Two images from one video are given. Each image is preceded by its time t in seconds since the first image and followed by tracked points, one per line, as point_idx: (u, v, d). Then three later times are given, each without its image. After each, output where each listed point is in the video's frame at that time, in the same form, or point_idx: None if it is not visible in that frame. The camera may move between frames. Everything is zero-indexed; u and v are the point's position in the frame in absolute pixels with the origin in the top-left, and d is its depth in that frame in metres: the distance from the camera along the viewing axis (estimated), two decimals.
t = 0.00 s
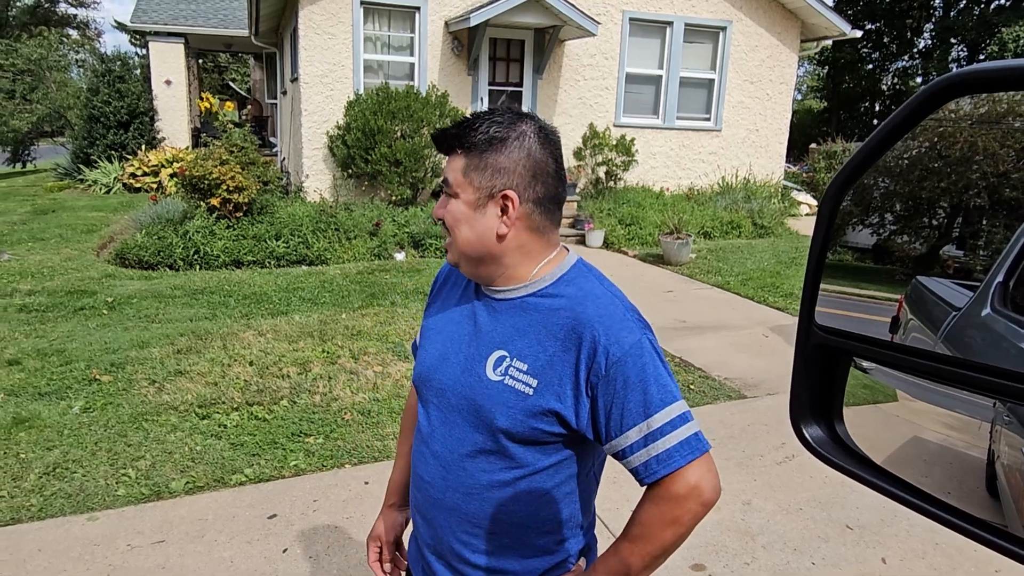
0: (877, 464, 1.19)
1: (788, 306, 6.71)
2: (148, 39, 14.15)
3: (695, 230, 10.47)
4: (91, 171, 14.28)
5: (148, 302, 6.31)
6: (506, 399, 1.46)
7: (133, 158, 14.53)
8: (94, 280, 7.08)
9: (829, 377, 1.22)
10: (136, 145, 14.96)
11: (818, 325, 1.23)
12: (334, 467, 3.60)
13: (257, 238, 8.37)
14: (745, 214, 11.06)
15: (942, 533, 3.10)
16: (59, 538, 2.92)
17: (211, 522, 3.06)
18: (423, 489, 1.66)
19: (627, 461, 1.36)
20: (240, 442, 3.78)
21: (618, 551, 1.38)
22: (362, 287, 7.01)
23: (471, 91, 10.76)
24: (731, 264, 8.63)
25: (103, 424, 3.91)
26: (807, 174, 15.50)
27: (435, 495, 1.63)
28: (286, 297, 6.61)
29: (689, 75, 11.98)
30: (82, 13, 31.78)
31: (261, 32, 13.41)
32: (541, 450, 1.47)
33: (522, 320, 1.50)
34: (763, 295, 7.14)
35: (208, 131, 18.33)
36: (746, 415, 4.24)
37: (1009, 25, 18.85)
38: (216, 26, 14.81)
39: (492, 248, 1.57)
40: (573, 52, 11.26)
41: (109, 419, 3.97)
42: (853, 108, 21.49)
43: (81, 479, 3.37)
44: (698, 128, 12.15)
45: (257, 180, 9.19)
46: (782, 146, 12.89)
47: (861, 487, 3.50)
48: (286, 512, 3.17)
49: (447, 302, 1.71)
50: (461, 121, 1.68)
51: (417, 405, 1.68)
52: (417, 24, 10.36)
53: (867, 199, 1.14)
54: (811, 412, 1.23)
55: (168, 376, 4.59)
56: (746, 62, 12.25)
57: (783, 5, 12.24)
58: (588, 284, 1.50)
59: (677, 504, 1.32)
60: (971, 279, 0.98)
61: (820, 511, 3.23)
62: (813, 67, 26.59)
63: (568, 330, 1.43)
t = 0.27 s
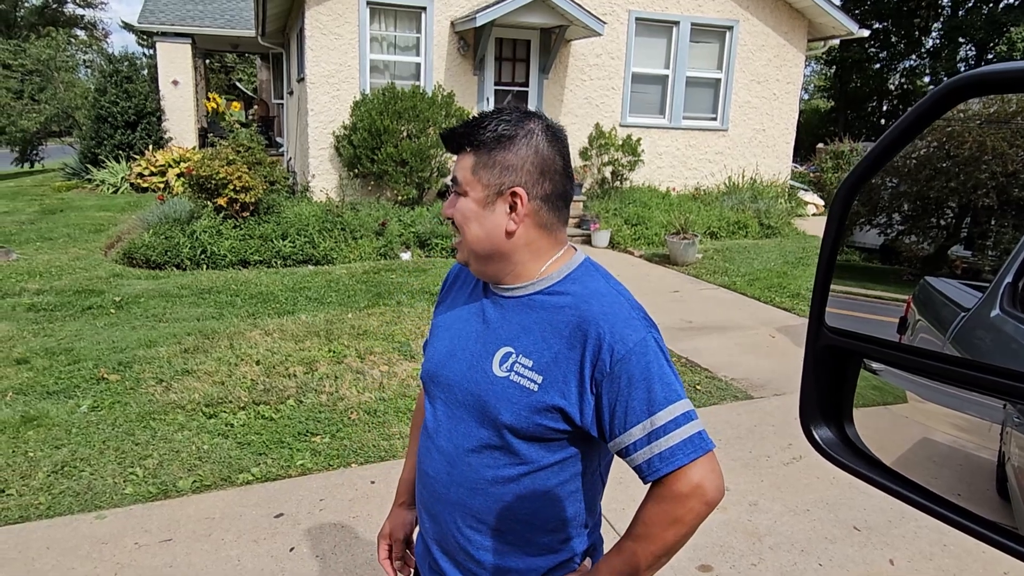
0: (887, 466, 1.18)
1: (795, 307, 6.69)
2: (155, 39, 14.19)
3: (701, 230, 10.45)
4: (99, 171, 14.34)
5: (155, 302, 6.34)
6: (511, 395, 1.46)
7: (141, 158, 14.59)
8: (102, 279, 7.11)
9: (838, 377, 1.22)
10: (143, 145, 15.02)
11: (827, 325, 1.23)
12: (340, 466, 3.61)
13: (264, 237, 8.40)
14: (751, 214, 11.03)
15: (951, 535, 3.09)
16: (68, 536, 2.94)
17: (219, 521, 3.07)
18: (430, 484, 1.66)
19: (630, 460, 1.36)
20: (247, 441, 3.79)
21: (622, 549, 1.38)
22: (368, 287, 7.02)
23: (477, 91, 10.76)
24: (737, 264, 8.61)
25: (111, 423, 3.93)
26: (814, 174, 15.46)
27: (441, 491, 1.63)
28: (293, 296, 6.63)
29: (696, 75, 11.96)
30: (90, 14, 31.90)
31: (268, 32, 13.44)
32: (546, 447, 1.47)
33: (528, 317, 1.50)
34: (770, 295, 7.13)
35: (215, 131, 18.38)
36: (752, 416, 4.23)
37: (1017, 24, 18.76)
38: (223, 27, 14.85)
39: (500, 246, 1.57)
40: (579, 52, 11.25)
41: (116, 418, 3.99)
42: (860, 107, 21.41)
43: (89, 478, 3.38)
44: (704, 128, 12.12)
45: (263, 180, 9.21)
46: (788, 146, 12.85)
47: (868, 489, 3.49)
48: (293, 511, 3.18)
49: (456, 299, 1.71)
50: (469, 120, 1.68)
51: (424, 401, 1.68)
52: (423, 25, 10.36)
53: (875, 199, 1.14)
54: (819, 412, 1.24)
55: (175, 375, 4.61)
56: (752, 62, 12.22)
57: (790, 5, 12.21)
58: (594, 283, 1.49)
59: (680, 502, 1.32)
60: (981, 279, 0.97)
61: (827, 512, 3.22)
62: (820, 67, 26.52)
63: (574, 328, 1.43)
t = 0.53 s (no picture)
0: (888, 465, 1.17)
1: (797, 305, 6.68)
2: (157, 37, 14.19)
3: (703, 228, 10.43)
4: (101, 169, 14.35)
5: (157, 300, 6.34)
6: (513, 390, 1.46)
7: (142, 156, 14.60)
8: (103, 277, 7.11)
9: (841, 375, 1.21)
10: (145, 143, 15.02)
11: (829, 324, 1.22)
12: (341, 464, 3.60)
13: (265, 236, 8.40)
14: (753, 213, 11.02)
15: (952, 533, 3.08)
16: (68, 534, 2.94)
17: (219, 519, 3.07)
18: (429, 481, 1.65)
19: (632, 450, 1.36)
20: (248, 439, 3.79)
21: (623, 540, 1.37)
22: (369, 285, 7.01)
23: (479, 89, 10.75)
24: (739, 262, 8.60)
25: (113, 421, 3.93)
26: (816, 172, 15.44)
27: (441, 489, 1.62)
28: (294, 295, 6.63)
29: (697, 73, 11.94)
30: (92, 12, 31.91)
31: (269, 30, 13.43)
32: (548, 440, 1.47)
33: (529, 313, 1.50)
34: (772, 293, 7.12)
35: (216, 130, 18.38)
36: (754, 414, 4.22)
37: (1020, 22, 18.71)
38: (225, 25, 14.84)
39: (523, 246, 1.55)
40: (580, 50, 11.23)
41: (118, 416, 3.99)
42: (862, 105, 21.38)
43: (90, 476, 3.38)
44: (706, 126, 12.10)
45: (265, 178, 9.21)
46: (791, 144, 12.83)
47: (869, 488, 3.48)
48: (294, 509, 3.18)
49: (453, 298, 1.70)
50: (466, 120, 1.63)
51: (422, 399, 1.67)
52: (424, 23, 10.35)
53: (876, 198, 1.13)
54: (822, 411, 1.23)
55: (176, 373, 4.61)
56: (754, 60, 12.19)
57: (793, 3, 12.18)
58: (593, 277, 1.50)
59: (682, 490, 1.32)
60: (983, 278, 0.96)
61: (828, 511, 3.21)
62: (822, 65, 26.47)
63: (575, 321, 1.43)
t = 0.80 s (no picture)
0: (886, 462, 1.18)
1: (794, 303, 6.69)
2: (154, 34, 14.15)
3: (700, 226, 10.44)
4: (98, 166, 14.33)
5: (154, 298, 6.33)
6: (517, 384, 1.47)
7: (139, 153, 14.58)
8: (101, 275, 7.10)
9: (840, 372, 1.22)
10: (142, 141, 15.00)
11: (827, 321, 1.22)
12: (339, 462, 3.60)
13: (262, 233, 8.39)
14: (751, 211, 11.03)
15: (949, 531, 3.09)
16: (66, 532, 2.94)
17: (217, 517, 3.07)
18: (427, 481, 1.64)
19: (636, 433, 1.42)
20: (246, 437, 3.79)
21: (628, 524, 1.41)
22: (367, 283, 7.01)
23: (476, 87, 10.74)
24: (736, 260, 8.61)
25: (110, 419, 3.93)
26: (814, 170, 15.45)
27: (443, 488, 1.60)
28: (292, 292, 6.62)
29: (695, 71, 11.94)
30: (88, 9, 31.86)
31: (266, 28, 13.40)
32: (550, 431, 1.49)
33: (529, 307, 1.51)
34: (769, 291, 7.13)
35: (213, 127, 18.35)
36: (751, 412, 4.23)
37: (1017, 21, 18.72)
38: (222, 22, 14.81)
39: (522, 242, 1.56)
40: (578, 48, 11.22)
41: (115, 414, 3.99)
42: (859, 103, 21.40)
43: (88, 474, 3.38)
44: (704, 124, 12.11)
45: (262, 176, 9.20)
46: (788, 142, 12.84)
47: (867, 485, 3.49)
48: (292, 507, 3.18)
49: (439, 297, 1.68)
50: (459, 118, 1.62)
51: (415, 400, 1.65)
52: (422, 20, 10.33)
53: (874, 196, 1.14)
54: (820, 409, 1.24)
55: (174, 371, 4.60)
56: (752, 58, 12.20)
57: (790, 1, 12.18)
58: (589, 269, 1.54)
59: (686, 470, 1.38)
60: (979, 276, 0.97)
61: (826, 509, 3.22)
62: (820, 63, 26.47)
63: (577, 313, 1.46)
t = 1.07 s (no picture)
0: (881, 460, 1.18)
1: (789, 301, 6.71)
2: (147, 32, 14.09)
3: (695, 224, 10.45)
4: (91, 165, 14.27)
5: (148, 297, 6.31)
6: (515, 378, 1.47)
7: (133, 152, 14.53)
8: (94, 274, 7.07)
9: (833, 371, 1.22)
10: (136, 139, 14.95)
11: (822, 320, 1.23)
12: (334, 460, 3.60)
13: (257, 232, 8.37)
14: (745, 209, 11.05)
15: (942, 527, 3.11)
16: (60, 531, 2.93)
17: (212, 516, 3.06)
18: (422, 484, 1.61)
19: (631, 418, 1.46)
20: (241, 436, 3.78)
21: (627, 508, 1.45)
22: (361, 282, 7.00)
23: (471, 85, 10.74)
24: (731, 258, 8.63)
25: (104, 418, 3.92)
26: (808, 169, 15.49)
27: (441, 489, 1.58)
28: (287, 291, 6.61)
29: (690, 69, 11.95)
30: (81, 7, 31.72)
31: (260, 26, 13.37)
32: (547, 423, 1.51)
33: (523, 302, 1.52)
34: (764, 289, 7.15)
35: (207, 125, 18.28)
36: (745, 410, 4.25)
37: (1010, 20, 18.81)
38: (216, 20, 14.76)
39: (510, 238, 1.56)
40: (573, 46, 11.22)
41: (109, 414, 3.97)
42: (853, 102, 21.47)
43: (81, 473, 3.37)
44: (699, 123, 12.12)
45: (256, 174, 9.18)
46: (782, 140, 12.87)
47: (860, 482, 3.50)
48: (287, 506, 3.17)
49: (421, 298, 1.65)
50: (446, 115, 1.62)
51: (405, 401, 1.63)
52: (417, 19, 10.32)
53: (868, 195, 1.14)
54: (815, 407, 1.23)
55: (168, 370, 4.59)
56: (746, 57, 12.21)
57: None
58: (578, 262, 1.56)
59: (682, 450, 1.43)
60: (971, 274, 0.97)
61: (820, 506, 3.23)
62: (814, 62, 26.54)
63: (571, 304, 1.48)
